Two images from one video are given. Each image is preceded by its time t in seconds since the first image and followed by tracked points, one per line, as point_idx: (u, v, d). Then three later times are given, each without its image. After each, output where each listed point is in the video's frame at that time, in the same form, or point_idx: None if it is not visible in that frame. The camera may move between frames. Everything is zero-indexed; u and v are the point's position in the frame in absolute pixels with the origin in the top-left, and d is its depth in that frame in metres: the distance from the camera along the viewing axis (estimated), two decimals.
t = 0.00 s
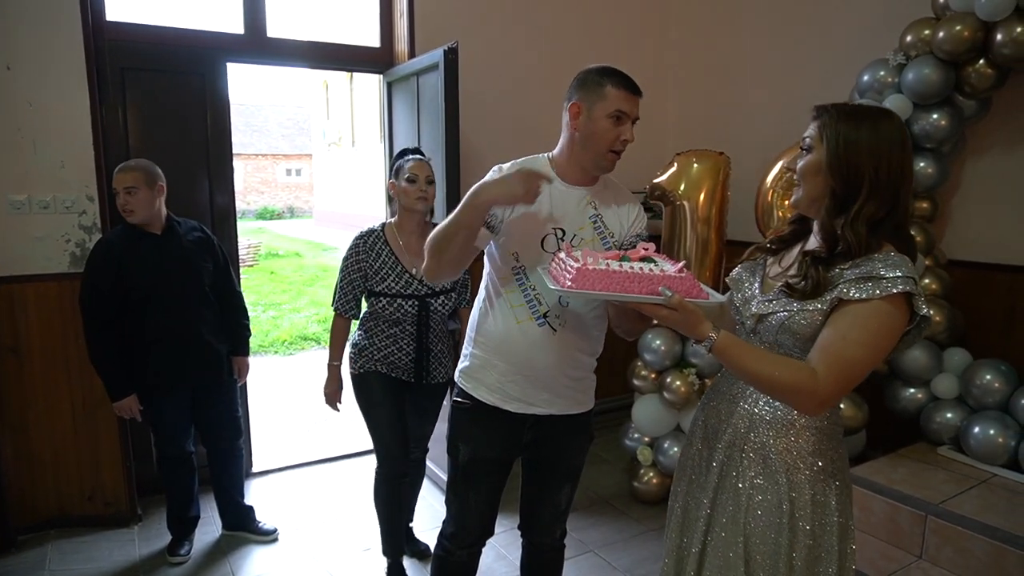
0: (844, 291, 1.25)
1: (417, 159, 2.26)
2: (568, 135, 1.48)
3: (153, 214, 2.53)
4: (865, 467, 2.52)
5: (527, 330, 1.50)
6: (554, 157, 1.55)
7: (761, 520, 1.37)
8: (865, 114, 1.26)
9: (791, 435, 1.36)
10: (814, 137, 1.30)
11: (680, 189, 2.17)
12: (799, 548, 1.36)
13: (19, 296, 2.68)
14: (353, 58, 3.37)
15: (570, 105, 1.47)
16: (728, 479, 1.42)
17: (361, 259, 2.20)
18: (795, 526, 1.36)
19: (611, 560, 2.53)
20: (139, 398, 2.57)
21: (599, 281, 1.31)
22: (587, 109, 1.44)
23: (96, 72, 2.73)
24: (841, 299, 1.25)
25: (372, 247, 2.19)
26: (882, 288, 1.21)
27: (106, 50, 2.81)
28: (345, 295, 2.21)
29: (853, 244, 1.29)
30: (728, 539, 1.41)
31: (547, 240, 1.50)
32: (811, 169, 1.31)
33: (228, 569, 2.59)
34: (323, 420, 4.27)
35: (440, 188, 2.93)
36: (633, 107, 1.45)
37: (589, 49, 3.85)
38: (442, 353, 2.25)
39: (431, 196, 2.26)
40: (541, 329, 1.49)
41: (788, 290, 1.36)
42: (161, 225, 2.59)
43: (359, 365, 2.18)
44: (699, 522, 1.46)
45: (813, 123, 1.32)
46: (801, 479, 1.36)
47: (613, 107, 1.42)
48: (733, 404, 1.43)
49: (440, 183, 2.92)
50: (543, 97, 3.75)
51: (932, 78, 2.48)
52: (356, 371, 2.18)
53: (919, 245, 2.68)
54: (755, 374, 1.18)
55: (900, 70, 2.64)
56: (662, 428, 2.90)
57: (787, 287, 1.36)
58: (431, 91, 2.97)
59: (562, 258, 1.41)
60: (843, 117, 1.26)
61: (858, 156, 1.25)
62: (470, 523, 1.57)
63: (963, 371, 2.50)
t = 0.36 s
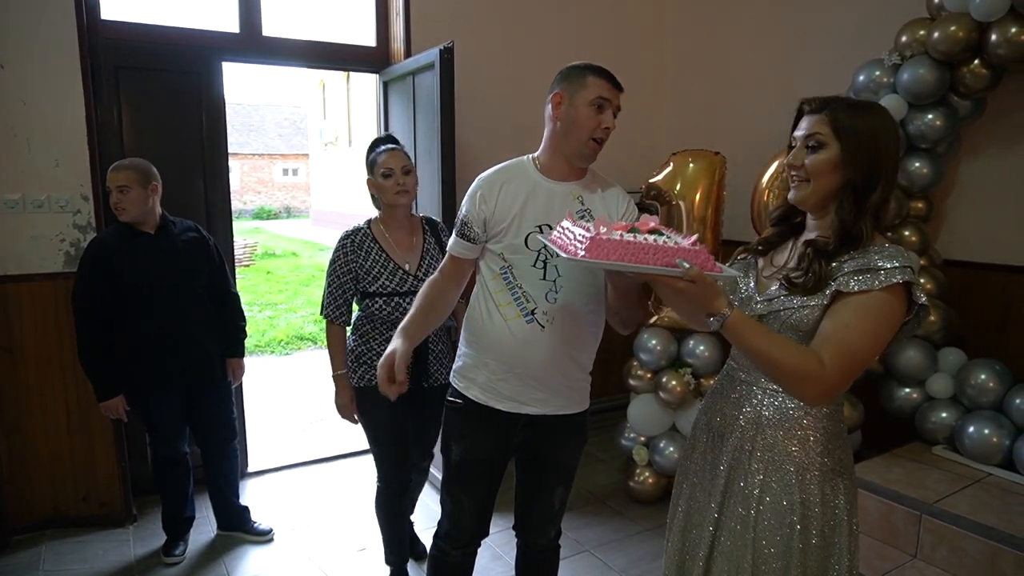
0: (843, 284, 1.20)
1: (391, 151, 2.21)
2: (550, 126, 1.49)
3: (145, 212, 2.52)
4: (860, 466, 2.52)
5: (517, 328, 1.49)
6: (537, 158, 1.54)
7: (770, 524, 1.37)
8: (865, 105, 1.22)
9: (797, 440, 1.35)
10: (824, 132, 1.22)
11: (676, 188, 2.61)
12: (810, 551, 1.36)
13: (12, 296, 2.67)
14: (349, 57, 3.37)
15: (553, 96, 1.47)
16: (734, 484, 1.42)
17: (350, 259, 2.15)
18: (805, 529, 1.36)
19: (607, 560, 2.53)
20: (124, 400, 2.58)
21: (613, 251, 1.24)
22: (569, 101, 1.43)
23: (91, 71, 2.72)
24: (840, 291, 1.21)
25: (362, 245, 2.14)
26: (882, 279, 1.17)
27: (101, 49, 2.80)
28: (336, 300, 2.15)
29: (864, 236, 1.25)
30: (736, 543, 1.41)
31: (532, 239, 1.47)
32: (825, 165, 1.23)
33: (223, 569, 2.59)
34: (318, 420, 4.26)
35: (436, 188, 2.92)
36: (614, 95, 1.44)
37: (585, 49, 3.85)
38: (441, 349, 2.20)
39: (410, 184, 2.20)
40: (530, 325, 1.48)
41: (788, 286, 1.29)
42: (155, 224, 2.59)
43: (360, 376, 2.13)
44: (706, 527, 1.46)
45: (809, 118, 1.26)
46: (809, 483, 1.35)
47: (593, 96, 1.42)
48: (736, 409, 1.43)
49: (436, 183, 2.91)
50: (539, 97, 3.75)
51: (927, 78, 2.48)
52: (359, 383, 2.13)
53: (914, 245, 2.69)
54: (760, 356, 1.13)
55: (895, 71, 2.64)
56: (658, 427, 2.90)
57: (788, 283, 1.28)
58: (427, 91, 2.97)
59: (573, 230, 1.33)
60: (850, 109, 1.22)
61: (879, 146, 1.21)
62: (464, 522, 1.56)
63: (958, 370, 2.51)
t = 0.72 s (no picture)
0: (847, 278, 1.19)
1: (376, 146, 2.19)
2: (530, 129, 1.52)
3: (139, 213, 2.52)
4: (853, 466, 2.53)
5: (504, 326, 1.49)
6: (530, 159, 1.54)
7: (781, 525, 1.35)
8: (851, 104, 1.23)
9: (802, 443, 1.34)
10: (817, 130, 1.22)
11: (671, 188, 2.62)
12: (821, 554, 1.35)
13: (5, 296, 2.66)
14: (345, 57, 3.37)
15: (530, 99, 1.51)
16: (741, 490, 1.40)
17: (342, 259, 2.11)
18: (816, 533, 1.34)
19: (601, 560, 2.53)
20: (118, 400, 2.58)
21: (640, 242, 1.17)
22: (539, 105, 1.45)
23: (86, 71, 2.72)
24: (845, 286, 1.20)
25: (352, 244, 2.12)
26: (885, 272, 1.17)
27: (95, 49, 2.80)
28: (327, 302, 2.11)
29: (862, 231, 1.24)
30: (745, 550, 1.38)
31: (520, 238, 1.47)
32: (821, 163, 1.22)
33: (217, 569, 2.59)
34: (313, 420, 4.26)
35: (431, 188, 2.92)
36: (588, 89, 1.44)
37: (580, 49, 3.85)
38: (440, 345, 2.17)
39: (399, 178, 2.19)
40: (518, 325, 1.48)
41: (791, 284, 1.26)
42: (148, 225, 2.58)
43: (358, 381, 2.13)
44: (714, 530, 1.43)
45: (799, 117, 1.26)
46: (819, 482, 1.34)
47: (550, 93, 1.44)
48: (738, 414, 1.41)
49: (431, 183, 2.91)
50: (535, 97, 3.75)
51: (921, 79, 2.49)
52: (358, 390, 2.13)
53: (908, 245, 2.69)
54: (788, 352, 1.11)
55: (889, 71, 2.64)
56: (653, 427, 2.90)
57: (791, 280, 1.26)
58: (422, 91, 2.97)
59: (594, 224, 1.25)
60: (842, 107, 1.23)
61: (869, 144, 1.22)
62: (456, 522, 1.56)
63: (952, 371, 2.51)
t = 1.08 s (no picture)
0: (845, 280, 1.18)
1: (393, 146, 2.17)
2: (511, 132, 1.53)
3: (129, 213, 2.52)
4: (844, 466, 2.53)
5: (489, 327, 1.49)
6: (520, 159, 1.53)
7: (781, 527, 1.27)
8: (814, 102, 1.22)
9: (797, 451, 1.27)
10: (786, 144, 1.20)
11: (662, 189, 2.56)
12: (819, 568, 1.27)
13: None
14: (337, 58, 3.36)
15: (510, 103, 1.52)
16: (736, 504, 1.32)
17: (353, 257, 2.10)
18: (814, 545, 1.27)
19: (592, 560, 2.53)
20: (109, 402, 2.57)
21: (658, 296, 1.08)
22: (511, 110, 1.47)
23: (76, 72, 2.71)
24: (845, 287, 1.18)
25: (364, 242, 2.11)
26: (879, 272, 1.16)
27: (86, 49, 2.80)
28: (338, 300, 2.11)
29: (848, 229, 1.23)
30: (741, 568, 1.30)
31: (506, 239, 1.47)
32: (796, 174, 1.21)
33: (208, 569, 2.59)
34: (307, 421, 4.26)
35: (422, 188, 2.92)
36: (556, 89, 1.43)
37: (573, 50, 3.86)
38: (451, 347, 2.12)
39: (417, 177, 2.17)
40: (502, 325, 1.48)
41: (790, 286, 1.23)
42: (138, 225, 2.58)
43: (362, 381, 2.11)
44: (711, 534, 1.34)
45: (764, 132, 1.23)
46: (818, 480, 1.27)
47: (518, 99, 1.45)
48: (729, 423, 1.34)
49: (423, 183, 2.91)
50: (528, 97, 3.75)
51: (911, 79, 2.49)
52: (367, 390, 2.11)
53: (899, 245, 2.70)
54: (815, 390, 1.10)
55: (879, 71, 2.65)
56: (645, 427, 2.90)
57: (792, 283, 1.22)
58: (414, 91, 2.97)
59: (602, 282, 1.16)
60: (803, 112, 1.21)
61: (842, 146, 1.21)
62: (443, 523, 1.56)
63: (942, 370, 2.52)
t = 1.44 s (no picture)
0: (816, 283, 1.17)
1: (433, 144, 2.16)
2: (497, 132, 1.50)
3: (116, 215, 2.52)
4: (832, 466, 2.53)
5: (463, 330, 1.48)
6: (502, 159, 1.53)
7: (761, 528, 1.27)
8: (779, 101, 1.21)
9: (776, 451, 1.26)
10: (747, 143, 1.20)
11: (651, 188, 2.63)
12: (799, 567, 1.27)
13: None
14: (327, 58, 3.36)
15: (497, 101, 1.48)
16: (717, 504, 1.31)
17: (377, 254, 2.05)
18: (794, 544, 1.27)
19: (580, 560, 2.53)
20: (99, 404, 2.56)
21: (638, 330, 1.12)
22: (505, 113, 1.44)
23: (62, 73, 2.71)
24: (815, 289, 1.18)
25: (388, 239, 2.04)
26: (848, 271, 1.15)
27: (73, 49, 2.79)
28: (365, 297, 2.06)
29: (811, 229, 1.23)
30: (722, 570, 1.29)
31: (484, 240, 1.46)
32: (758, 174, 1.21)
33: (197, 570, 2.59)
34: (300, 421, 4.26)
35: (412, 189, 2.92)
36: (549, 94, 1.41)
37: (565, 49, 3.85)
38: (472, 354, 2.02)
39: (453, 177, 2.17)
40: (477, 329, 1.48)
41: (761, 292, 1.22)
42: (124, 227, 2.57)
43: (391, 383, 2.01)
44: (692, 535, 1.33)
45: (727, 130, 1.24)
46: (797, 479, 1.27)
47: (514, 100, 1.42)
48: (708, 424, 1.33)
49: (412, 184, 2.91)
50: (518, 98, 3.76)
51: (898, 79, 2.49)
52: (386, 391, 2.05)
53: (888, 245, 2.70)
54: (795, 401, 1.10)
55: (867, 71, 2.64)
56: (635, 428, 2.89)
57: (762, 289, 1.22)
58: (403, 91, 2.96)
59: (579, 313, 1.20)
60: (767, 111, 1.20)
61: (807, 147, 1.21)
62: (424, 525, 1.55)
63: (931, 370, 2.52)
